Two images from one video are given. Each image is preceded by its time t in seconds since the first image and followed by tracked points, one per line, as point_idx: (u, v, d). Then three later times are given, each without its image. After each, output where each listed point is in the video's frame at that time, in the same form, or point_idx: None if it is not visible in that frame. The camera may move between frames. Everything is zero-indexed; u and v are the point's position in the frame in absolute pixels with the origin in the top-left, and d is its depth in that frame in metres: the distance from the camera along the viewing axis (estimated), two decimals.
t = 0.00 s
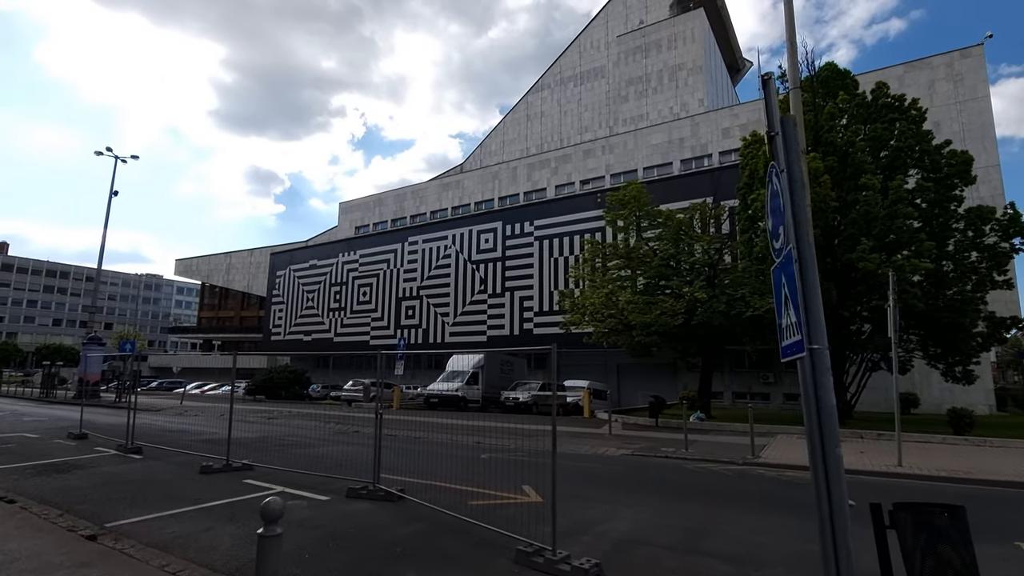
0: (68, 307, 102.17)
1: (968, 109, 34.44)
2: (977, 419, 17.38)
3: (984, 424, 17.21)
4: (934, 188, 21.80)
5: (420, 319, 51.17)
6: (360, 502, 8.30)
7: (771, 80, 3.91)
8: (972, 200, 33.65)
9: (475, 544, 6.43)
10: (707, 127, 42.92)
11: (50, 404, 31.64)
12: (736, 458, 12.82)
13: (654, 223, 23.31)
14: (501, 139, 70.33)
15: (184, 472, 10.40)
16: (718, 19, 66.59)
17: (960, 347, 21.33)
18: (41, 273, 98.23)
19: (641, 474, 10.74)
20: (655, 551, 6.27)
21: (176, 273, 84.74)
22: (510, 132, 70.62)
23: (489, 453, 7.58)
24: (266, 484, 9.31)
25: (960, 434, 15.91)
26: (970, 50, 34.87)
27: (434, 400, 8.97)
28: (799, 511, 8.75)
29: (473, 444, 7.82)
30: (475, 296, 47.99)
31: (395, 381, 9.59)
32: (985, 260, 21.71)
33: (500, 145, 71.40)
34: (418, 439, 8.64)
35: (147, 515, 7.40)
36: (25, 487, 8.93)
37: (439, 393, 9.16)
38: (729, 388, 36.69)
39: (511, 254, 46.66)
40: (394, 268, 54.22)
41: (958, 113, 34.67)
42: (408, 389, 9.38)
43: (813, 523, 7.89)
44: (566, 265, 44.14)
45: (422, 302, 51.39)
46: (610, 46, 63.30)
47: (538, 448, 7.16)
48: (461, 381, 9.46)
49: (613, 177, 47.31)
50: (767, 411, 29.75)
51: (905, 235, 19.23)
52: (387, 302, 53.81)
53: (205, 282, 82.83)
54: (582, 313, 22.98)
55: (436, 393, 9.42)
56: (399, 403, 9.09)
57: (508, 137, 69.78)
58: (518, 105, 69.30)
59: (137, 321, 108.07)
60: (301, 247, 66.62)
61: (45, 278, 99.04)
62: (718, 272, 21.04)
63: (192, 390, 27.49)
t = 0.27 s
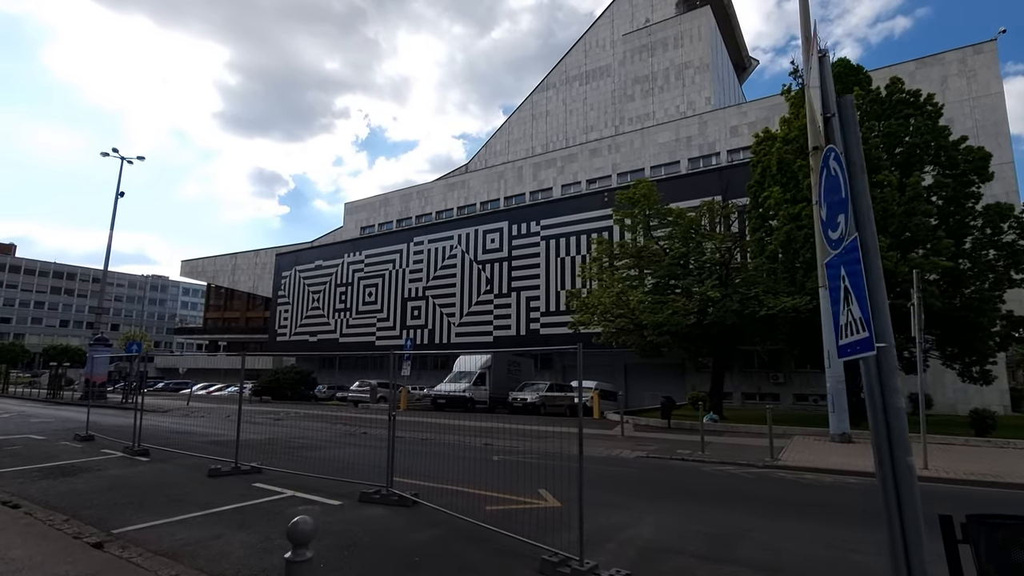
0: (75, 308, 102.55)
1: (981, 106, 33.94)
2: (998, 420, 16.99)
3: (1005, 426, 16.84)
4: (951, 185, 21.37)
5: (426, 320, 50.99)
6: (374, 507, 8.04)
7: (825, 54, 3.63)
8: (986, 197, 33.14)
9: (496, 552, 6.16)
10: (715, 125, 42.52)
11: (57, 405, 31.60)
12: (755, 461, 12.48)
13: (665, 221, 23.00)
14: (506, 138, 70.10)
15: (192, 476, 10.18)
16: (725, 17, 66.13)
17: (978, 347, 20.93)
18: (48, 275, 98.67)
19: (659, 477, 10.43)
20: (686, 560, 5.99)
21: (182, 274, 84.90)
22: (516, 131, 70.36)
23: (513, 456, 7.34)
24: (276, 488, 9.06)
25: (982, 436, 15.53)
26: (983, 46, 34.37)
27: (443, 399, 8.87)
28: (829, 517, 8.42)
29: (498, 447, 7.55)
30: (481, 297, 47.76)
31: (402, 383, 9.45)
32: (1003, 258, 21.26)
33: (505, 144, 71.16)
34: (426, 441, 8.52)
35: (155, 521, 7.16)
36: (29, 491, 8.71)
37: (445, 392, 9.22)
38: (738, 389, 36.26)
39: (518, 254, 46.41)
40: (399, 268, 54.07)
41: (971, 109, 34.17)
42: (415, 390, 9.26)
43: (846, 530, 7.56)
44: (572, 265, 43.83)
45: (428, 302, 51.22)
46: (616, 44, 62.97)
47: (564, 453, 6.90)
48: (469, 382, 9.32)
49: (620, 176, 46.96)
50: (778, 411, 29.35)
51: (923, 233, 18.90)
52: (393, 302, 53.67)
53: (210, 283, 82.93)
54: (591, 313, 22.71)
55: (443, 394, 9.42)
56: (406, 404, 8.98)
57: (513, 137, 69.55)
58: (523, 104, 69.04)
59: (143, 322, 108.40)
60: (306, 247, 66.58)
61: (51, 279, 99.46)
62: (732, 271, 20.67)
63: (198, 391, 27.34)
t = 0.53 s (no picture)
0: (86, 310, 103.33)
1: (999, 100, 33.27)
2: None
3: None
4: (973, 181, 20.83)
5: (435, 320, 50.81)
6: (390, 513, 7.77)
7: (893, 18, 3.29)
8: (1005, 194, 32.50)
9: (522, 564, 5.84)
10: (725, 122, 42.03)
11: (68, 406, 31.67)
12: (778, 464, 12.11)
13: (678, 219, 22.61)
14: (513, 138, 69.85)
15: (203, 479, 9.97)
16: (734, 14, 65.52)
17: (1001, 346, 20.42)
18: (59, 277, 99.50)
19: (682, 482, 10.08)
20: (724, 572, 5.65)
21: (191, 275, 85.31)
22: (523, 131, 70.09)
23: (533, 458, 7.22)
24: (288, 492, 8.80)
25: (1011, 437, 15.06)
26: (1001, 39, 33.72)
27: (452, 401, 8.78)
28: (864, 525, 8.06)
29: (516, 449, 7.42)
30: (490, 297, 47.50)
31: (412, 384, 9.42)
32: None
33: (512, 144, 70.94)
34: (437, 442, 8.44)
35: (165, 528, 6.93)
36: (37, 496, 8.51)
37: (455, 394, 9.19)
38: (751, 390, 35.75)
39: (527, 253, 46.11)
40: (408, 268, 53.95)
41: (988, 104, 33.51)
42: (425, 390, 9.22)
43: (886, 539, 7.20)
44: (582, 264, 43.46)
45: (436, 303, 51.04)
46: (624, 42, 62.57)
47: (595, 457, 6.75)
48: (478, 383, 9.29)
49: (629, 174, 46.54)
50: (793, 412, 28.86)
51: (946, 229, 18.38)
52: (401, 303, 53.54)
53: (219, 284, 83.24)
54: (603, 312, 22.38)
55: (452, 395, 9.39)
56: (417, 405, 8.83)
57: (520, 137, 69.29)
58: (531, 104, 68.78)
59: (153, 323, 109.13)
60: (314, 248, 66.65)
61: (62, 280, 100.32)
62: (748, 269, 20.27)
63: (208, 392, 27.24)
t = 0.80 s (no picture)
0: (100, 311, 104.48)
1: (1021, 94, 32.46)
2: None
3: None
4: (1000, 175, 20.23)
5: (445, 320, 50.67)
6: (410, 519, 7.52)
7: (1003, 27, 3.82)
8: None
9: None
10: (739, 119, 41.47)
11: (83, 406, 31.85)
12: (804, 467, 11.71)
13: (694, 216, 22.21)
14: (523, 137, 69.53)
15: (217, 482, 9.80)
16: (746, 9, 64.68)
17: None
18: (74, 278, 100.76)
19: (709, 487, 9.72)
20: None
21: (203, 276, 85.93)
22: (532, 130, 69.80)
23: (552, 461, 7.34)
24: (302, 496, 8.59)
25: None
26: None
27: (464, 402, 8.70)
28: (903, 533, 7.69)
29: (542, 452, 7.52)
30: (500, 297, 47.26)
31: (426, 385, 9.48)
32: None
33: (522, 143, 70.67)
34: (452, 443, 8.54)
35: (179, 534, 6.73)
36: (51, 500, 8.38)
37: (469, 395, 9.23)
38: (766, 390, 35.16)
39: (538, 253, 45.82)
40: (418, 268, 53.90)
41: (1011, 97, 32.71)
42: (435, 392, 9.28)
43: (928, 548, 6.84)
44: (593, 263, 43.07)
45: (447, 303, 50.91)
46: (634, 40, 62.04)
47: (631, 459, 6.91)
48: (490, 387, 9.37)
49: (641, 173, 46.09)
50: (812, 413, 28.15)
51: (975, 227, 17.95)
52: (411, 303, 53.49)
53: (230, 285, 83.76)
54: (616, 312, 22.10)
55: (464, 395, 9.41)
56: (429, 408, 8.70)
57: (530, 136, 69.00)
58: (540, 102, 68.47)
59: (166, 324, 110.16)
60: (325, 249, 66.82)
61: (77, 282, 101.59)
62: (766, 267, 19.84)
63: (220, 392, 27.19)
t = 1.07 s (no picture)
0: (114, 312, 105.61)
1: None
2: None
3: None
4: None
5: (456, 320, 50.53)
6: (433, 522, 7.28)
7: None
8: None
9: None
10: (753, 115, 40.91)
11: (98, 406, 32.03)
12: (833, 470, 11.34)
13: (711, 213, 21.81)
14: (532, 136, 69.28)
15: (234, 483, 9.64)
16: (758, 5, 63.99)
17: None
18: (88, 280, 101.93)
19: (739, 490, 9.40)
20: None
21: (215, 277, 86.52)
22: (542, 129, 69.51)
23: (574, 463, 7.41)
24: (320, 498, 8.40)
25: None
26: None
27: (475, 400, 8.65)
28: (950, 540, 7.31)
29: (557, 452, 7.59)
30: (511, 296, 47.03)
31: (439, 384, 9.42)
32: None
33: (532, 143, 70.40)
34: (471, 446, 8.55)
35: (198, 537, 6.54)
36: (68, 501, 8.24)
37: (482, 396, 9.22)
38: (782, 390, 34.57)
39: (549, 252, 45.54)
40: (428, 268, 53.83)
41: None
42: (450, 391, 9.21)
43: (979, 554, 6.48)
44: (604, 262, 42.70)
45: (457, 303, 50.77)
46: (644, 37, 61.60)
47: (672, 462, 6.63)
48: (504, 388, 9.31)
49: (653, 171, 45.61)
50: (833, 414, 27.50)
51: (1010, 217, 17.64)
52: (422, 303, 53.42)
53: (242, 286, 84.25)
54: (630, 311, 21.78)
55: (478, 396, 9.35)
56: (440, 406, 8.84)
57: (540, 135, 68.73)
58: (550, 101, 68.20)
59: (178, 325, 111.19)
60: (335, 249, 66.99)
61: (92, 283, 102.82)
62: (787, 264, 19.42)
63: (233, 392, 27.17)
